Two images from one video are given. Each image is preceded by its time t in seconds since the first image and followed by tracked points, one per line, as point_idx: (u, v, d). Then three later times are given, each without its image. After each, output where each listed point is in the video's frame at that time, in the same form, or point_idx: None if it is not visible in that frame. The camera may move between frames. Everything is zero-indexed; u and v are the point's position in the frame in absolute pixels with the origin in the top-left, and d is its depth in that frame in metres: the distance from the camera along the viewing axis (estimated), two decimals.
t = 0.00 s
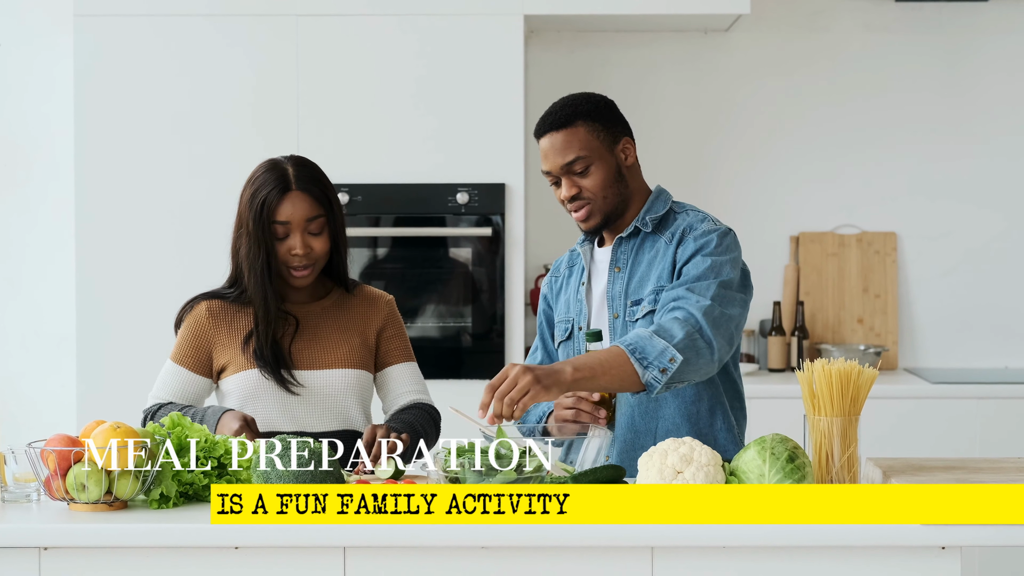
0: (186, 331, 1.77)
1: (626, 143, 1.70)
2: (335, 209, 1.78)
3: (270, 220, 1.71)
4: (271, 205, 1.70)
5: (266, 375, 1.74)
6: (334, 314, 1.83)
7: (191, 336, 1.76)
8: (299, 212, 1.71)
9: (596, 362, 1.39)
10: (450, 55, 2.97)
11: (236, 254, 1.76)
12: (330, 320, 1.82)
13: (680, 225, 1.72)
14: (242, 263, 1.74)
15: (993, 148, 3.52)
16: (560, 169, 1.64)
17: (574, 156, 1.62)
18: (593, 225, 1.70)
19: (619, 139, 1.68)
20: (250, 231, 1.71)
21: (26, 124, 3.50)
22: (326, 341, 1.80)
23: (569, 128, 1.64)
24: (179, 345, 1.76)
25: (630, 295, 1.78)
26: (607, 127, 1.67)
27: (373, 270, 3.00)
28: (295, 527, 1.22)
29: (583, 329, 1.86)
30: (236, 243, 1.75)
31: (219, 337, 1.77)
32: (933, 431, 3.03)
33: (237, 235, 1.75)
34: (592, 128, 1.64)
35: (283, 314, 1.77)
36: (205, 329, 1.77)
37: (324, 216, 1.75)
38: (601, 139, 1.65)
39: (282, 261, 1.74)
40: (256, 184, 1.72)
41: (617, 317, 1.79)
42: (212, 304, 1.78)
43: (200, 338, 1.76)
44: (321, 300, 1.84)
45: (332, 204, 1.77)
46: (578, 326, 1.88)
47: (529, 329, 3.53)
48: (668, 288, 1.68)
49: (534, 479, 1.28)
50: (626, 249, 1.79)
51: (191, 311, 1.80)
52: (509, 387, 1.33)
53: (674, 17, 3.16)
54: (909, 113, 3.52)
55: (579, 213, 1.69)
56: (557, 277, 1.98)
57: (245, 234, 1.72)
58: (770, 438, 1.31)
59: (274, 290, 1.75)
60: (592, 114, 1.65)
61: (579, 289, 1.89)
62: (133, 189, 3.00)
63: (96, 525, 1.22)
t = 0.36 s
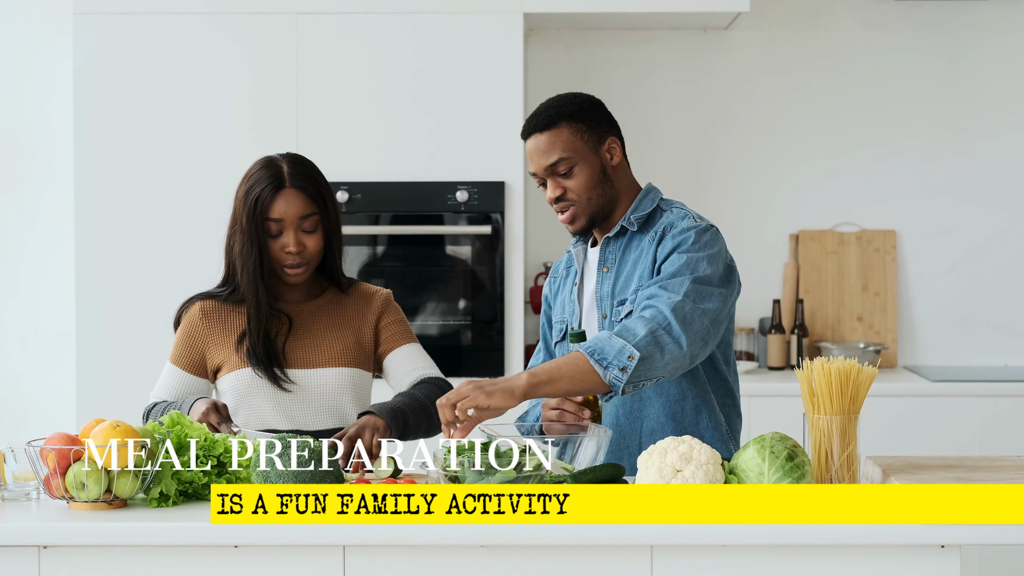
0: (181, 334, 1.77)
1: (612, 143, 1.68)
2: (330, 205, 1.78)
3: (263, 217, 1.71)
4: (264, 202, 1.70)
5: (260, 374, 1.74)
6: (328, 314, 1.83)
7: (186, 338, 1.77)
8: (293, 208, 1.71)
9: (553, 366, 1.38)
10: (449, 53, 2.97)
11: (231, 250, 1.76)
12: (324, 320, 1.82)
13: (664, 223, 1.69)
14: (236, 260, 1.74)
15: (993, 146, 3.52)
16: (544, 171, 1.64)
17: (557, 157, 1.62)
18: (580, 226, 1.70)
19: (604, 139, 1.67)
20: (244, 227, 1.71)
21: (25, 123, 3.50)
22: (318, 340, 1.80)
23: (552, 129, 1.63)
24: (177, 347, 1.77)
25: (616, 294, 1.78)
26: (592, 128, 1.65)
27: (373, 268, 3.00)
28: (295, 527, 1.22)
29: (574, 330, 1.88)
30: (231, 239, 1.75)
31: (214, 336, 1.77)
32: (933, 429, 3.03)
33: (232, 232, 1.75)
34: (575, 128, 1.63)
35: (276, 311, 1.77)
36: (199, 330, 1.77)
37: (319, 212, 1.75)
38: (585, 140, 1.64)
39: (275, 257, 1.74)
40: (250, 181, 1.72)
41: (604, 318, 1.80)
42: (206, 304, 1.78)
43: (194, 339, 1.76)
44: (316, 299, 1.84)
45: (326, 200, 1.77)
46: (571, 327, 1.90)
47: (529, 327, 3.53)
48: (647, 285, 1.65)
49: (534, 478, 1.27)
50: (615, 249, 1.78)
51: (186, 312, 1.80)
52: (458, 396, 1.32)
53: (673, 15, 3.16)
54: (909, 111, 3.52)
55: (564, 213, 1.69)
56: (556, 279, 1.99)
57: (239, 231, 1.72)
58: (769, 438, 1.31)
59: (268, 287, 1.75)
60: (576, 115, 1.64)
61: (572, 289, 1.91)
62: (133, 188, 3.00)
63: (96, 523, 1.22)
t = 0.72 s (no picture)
0: (178, 337, 1.77)
1: (599, 142, 1.68)
2: (323, 201, 1.78)
3: (258, 215, 1.71)
4: (258, 200, 1.70)
5: (256, 375, 1.74)
6: (324, 310, 1.83)
7: (183, 340, 1.77)
8: (287, 205, 1.71)
9: (528, 367, 1.40)
10: (448, 52, 2.97)
11: (225, 251, 1.76)
12: (318, 317, 1.82)
13: (648, 219, 1.70)
14: (231, 259, 1.74)
15: (993, 144, 3.52)
16: (532, 171, 1.64)
17: (544, 157, 1.62)
18: (569, 226, 1.70)
19: (591, 138, 1.67)
20: (239, 226, 1.71)
21: (25, 121, 3.50)
22: (314, 337, 1.80)
23: (539, 130, 1.64)
24: (174, 350, 1.77)
25: (605, 293, 1.79)
26: (579, 127, 1.65)
27: (372, 266, 3.00)
28: (295, 526, 1.22)
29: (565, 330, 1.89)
30: (225, 239, 1.75)
31: (211, 337, 1.77)
32: (933, 428, 3.03)
33: (226, 231, 1.75)
34: (562, 128, 1.63)
35: (271, 310, 1.77)
36: (196, 333, 1.77)
37: (313, 208, 1.75)
38: (571, 140, 1.64)
39: (270, 255, 1.74)
40: (244, 179, 1.71)
41: (594, 316, 1.81)
42: (202, 306, 1.78)
43: (191, 341, 1.76)
44: (310, 296, 1.84)
45: (319, 197, 1.77)
46: (563, 327, 1.90)
47: (529, 325, 3.53)
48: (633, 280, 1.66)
49: (533, 477, 1.27)
50: (604, 248, 1.78)
51: (182, 314, 1.80)
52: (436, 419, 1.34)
53: (672, 13, 3.16)
54: (908, 109, 3.52)
55: (552, 213, 1.69)
56: (549, 279, 2.00)
57: (233, 230, 1.72)
58: (769, 435, 1.31)
59: (263, 286, 1.75)
60: (561, 116, 1.64)
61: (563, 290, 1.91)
62: (132, 186, 2.99)
63: (97, 522, 1.22)
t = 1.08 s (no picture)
0: (174, 339, 1.77)
1: (590, 146, 1.68)
2: (321, 203, 1.78)
3: (258, 218, 1.70)
4: (259, 203, 1.70)
5: (255, 376, 1.73)
6: (322, 310, 1.83)
7: (180, 343, 1.76)
8: (288, 208, 1.71)
9: (534, 341, 1.40)
10: (448, 51, 2.97)
11: (222, 253, 1.76)
12: (316, 316, 1.82)
13: (648, 217, 1.70)
14: (230, 261, 1.74)
15: (993, 143, 3.52)
16: (516, 162, 1.66)
17: (528, 150, 1.64)
18: (546, 223, 1.70)
19: (581, 141, 1.66)
20: (238, 229, 1.70)
21: (24, 120, 3.49)
22: (312, 337, 1.80)
23: (532, 122, 1.66)
24: (171, 353, 1.75)
25: (605, 291, 1.78)
26: (573, 128, 1.66)
27: (372, 265, 3.00)
28: (295, 526, 1.22)
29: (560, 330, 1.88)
30: (222, 241, 1.75)
31: (208, 339, 1.76)
32: (933, 427, 3.04)
33: (223, 233, 1.75)
34: (552, 126, 1.64)
35: (270, 311, 1.77)
36: (193, 335, 1.76)
37: (312, 210, 1.76)
38: (559, 139, 1.65)
39: (269, 257, 1.74)
40: (243, 182, 1.71)
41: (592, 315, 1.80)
42: (199, 309, 1.78)
43: (189, 344, 1.76)
44: (307, 295, 1.85)
45: (318, 199, 1.77)
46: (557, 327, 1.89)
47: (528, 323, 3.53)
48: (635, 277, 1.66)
49: (533, 476, 1.27)
50: (600, 246, 1.78)
51: (179, 317, 1.79)
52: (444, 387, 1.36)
53: (672, 12, 3.16)
54: (908, 108, 3.52)
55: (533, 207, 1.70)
56: (540, 279, 1.99)
57: (232, 232, 1.72)
58: (769, 434, 1.31)
59: (262, 288, 1.75)
60: (556, 114, 1.65)
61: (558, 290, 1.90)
62: (131, 185, 2.99)
63: (97, 521, 1.22)
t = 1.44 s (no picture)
0: (171, 340, 1.76)
1: (576, 151, 1.67)
2: (318, 202, 1.78)
3: (254, 217, 1.71)
4: (255, 202, 1.70)
5: (252, 376, 1.73)
6: (318, 310, 1.83)
7: (177, 344, 1.75)
8: (285, 208, 1.71)
9: (553, 325, 1.39)
10: (446, 50, 2.97)
11: (219, 252, 1.76)
12: (313, 315, 1.82)
13: (641, 216, 1.71)
14: (226, 260, 1.73)
15: (991, 142, 3.52)
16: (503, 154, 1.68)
17: (515, 146, 1.66)
18: (527, 219, 1.71)
19: (570, 144, 1.66)
20: (235, 228, 1.71)
21: (23, 119, 3.49)
22: (309, 336, 1.80)
23: (523, 119, 1.67)
24: (168, 355, 1.75)
25: (598, 290, 1.77)
26: (563, 129, 1.66)
27: (370, 265, 3.00)
28: (294, 527, 1.22)
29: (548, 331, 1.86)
30: (219, 240, 1.75)
31: (205, 340, 1.76)
32: (931, 426, 3.04)
33: (219, 233, 1.75)
34: (543, 126, 1.65)
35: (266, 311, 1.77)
36: (190, 336, 1.76)
37: (309, 209, 1.76)
38: (547, 139, 1.65)
39: (266, 257, 1.74)
40: (240, 181, 1.71)
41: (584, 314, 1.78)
42: (195, 310, 1.78)
43: (186, 344, 1.75)
44: (304, 295, 1.84)
45: (315, 198, 1.78)
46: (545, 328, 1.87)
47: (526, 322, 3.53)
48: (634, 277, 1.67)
49: (531, 475, 1.27)
50: (590, 244, 1.77)
51: (175, 319, 1.79)
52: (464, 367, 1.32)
53: (670, 11, 3.16)
54: (906, 107, 3.52)
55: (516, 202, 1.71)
56: (523, 279, 1.97)
57: (229, 232, 1.72)
58: (767, 434, 1.31)
59: (258, 287, 1.75)
60: (549, 113, 1.65)
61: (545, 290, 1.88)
62: (130, 184, 2.99)
63: (95, 520, 1.22)
